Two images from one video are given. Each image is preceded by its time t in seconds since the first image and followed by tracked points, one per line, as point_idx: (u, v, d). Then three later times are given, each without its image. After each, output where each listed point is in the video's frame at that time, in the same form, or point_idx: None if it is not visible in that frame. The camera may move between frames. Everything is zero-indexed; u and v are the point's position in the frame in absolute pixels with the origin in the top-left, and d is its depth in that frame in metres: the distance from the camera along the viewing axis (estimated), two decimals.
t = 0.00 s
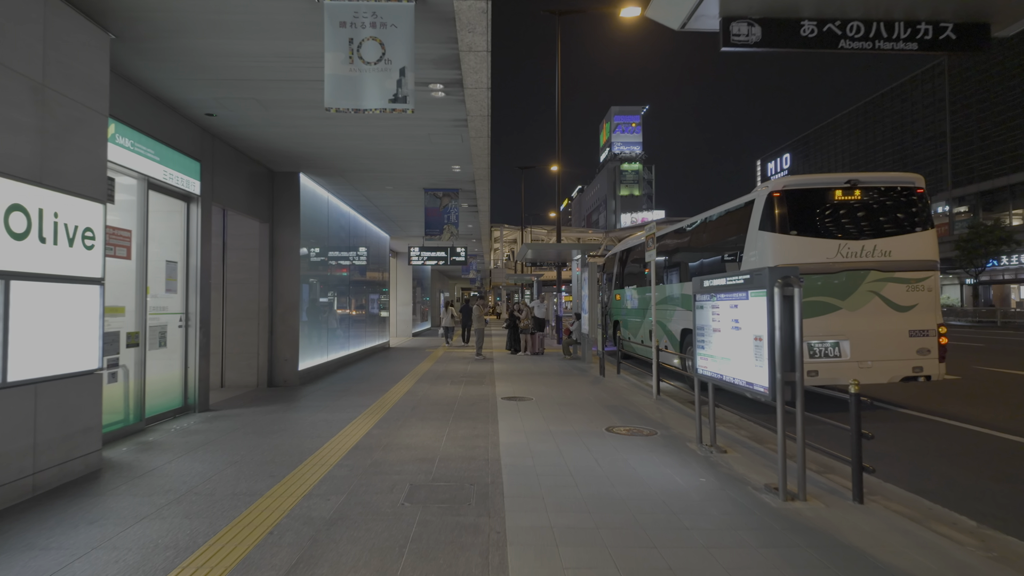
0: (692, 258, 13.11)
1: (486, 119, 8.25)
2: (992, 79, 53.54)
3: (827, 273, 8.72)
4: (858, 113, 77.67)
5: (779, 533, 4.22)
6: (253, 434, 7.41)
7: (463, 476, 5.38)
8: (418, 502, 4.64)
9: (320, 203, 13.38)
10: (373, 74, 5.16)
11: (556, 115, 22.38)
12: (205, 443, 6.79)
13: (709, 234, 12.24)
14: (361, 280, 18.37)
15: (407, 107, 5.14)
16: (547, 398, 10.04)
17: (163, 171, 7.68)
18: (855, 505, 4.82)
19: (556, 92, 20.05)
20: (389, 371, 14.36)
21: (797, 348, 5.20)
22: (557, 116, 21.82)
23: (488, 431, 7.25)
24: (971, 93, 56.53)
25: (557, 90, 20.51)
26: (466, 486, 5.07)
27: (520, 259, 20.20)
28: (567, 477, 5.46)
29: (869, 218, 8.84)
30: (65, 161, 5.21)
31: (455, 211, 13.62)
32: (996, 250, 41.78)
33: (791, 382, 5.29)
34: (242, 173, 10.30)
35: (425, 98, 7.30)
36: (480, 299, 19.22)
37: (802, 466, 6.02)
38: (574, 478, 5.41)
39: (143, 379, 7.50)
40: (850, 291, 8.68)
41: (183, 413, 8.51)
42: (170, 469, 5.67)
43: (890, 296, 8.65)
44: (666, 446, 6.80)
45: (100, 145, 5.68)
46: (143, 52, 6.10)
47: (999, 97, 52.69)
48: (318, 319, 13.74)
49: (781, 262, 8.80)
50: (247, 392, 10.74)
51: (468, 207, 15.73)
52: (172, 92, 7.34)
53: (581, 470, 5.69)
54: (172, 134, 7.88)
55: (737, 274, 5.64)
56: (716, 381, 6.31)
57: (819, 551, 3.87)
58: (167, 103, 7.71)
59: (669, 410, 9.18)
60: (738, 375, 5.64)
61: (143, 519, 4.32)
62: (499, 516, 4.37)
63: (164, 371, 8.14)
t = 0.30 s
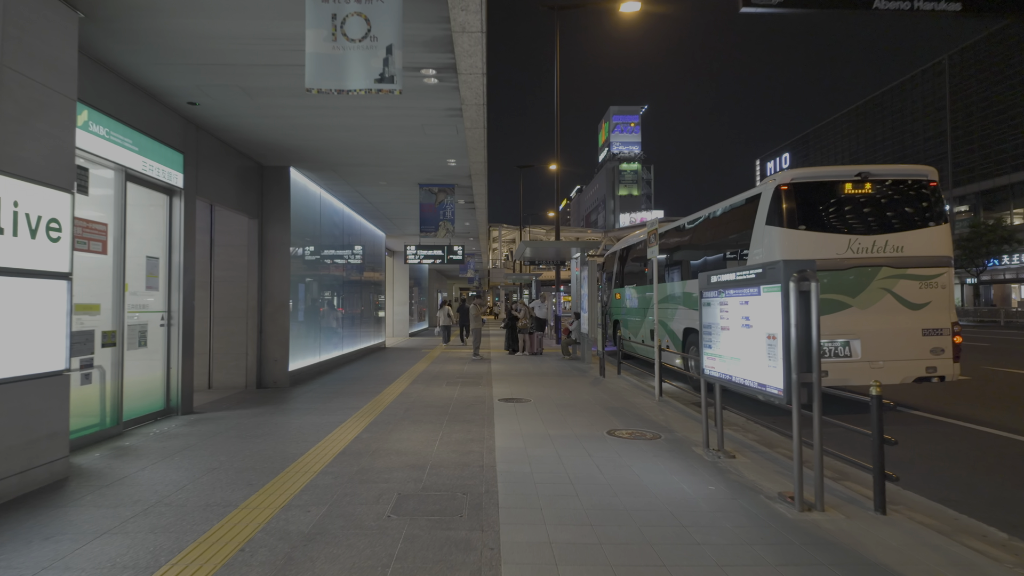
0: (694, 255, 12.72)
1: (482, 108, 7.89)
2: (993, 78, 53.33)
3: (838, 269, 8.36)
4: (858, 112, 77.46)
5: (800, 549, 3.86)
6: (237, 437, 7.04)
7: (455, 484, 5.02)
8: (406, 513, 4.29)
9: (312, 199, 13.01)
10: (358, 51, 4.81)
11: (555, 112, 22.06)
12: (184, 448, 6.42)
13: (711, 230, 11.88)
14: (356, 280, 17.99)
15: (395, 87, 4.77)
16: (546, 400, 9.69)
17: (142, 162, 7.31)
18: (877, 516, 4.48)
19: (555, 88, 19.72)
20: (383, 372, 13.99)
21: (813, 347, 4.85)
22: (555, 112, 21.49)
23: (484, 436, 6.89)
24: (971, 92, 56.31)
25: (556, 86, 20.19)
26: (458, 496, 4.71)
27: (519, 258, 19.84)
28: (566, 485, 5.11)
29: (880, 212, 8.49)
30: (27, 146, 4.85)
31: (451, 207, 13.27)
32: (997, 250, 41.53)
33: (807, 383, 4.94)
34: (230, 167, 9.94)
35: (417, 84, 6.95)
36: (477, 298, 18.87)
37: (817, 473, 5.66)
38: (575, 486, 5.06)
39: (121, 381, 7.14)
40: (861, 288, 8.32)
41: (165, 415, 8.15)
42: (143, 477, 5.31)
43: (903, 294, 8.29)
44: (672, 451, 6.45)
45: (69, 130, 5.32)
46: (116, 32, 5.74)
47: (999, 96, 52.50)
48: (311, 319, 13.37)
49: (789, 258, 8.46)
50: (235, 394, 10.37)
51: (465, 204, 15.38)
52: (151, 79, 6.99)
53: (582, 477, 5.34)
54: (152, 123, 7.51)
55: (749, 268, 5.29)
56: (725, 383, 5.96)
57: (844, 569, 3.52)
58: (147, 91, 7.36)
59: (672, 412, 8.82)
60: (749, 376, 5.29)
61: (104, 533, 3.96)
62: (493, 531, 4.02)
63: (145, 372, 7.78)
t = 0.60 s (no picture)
0: (697, 255, 12.29)
1: (480, 100, 7.50)
2: (993, 78, 53.07)
3: (853, 270, 7.93)
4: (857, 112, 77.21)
5: None
6: (220, 447, 6.63)
7: (450, 504, 4.63)
8: (395, 540, 3.90)
9: (305, 197, 12.60)
10: (343, 34, 4.43)
11: (554, 109, 21.67)
12: (161, 460, 6.00)
13: (716, 230, 11.46)
14: (352, 280, 17.60)
15: (384, 73, 4.41)
16: (546, 406, 9.29)
17: (119, 156, 6.89)
18: (911, 542, 4.10)
19: (554, 85, 19.34)
20: (378, 375, 13.59)
21: (840, 356, 4.45)
22: (554, 109, 21.10)
23: (481, 447, 6.50)
24: (972, 91, 56.08)
25: (554, 82, 19.80)
26: (453, 518, 4.32)
27: (517, 258, 19.44)
28: (570, 504, 4.72)
29: (896, 211, 8.10)
30: None
31: (447, 206, 12.87)
32: (999, 250, 41.25)
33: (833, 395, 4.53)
34: (217, 163, 9.53)
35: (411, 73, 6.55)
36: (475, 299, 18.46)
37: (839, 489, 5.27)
38: (579, 506, 4.67)
39: (96, 388, 6.74)
40: (877, 290, 7.91)
41: (145, 424, 7.74)
42: (111, 494, 4.91)
43: (920, 296, 7.88)
44: (681, 464, 6.06)
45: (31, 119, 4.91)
46: (86, 14, 5.34)
47: (999, 95, 52.27)
48: (304, 321, 12.97)
49: (800, 257, 8.09)
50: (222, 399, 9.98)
51: (462, 202, 14.98)
52: (127, 68, 6.58)
53: (587, 496, 4.94)
54: (130, 116, 7.09)
55: (767, 270, 4.91)
56: (738, 392, 5.57)
57: None
58: (124, 81, 6.94)
59: (679, 420, 8.44)
60: (767, 387, 4.90)
61: (57, 565, 3.55)
62: (491, 561, 3.62)
63: (123, 379, 7.38)
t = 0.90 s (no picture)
0: (703, 254, 11.89)
1: (480, 88, 7.11)
2: (997, 76, 52.71)
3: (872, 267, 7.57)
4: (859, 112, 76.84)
5: None
6: (204, 453, 6.23)
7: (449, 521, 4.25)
8: (388, 563, 3.52)
9: (300, 193, 12.21)
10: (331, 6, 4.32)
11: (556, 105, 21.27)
12: (140, 470, 5.61)
13: (722, 228, 11.05)
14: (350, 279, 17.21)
15: (376, 49, 4.38)
16: (550, 410, 8.90)
17: (98, 146, 6.50)
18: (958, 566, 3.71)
19: (555, 80, 18.95)
20: (375, 377, 13.20)
21: (875, 361, 4.06)
22: (556, 105, 20.70)
23: (482, 455, 6.11)
24: (975, 90, 55.69)
25: (556, 77, 19.41)
26: (451, 538, 3.94)
27: (518, 257, 19.05)
28: (580, 521, 4.33)
29: (917, 206, 7.70)
30: None
31: (447, 202, 12.47)
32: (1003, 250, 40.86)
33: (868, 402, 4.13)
34: (207, 157, 9.15)
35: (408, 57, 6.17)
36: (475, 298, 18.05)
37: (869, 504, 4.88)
38: (589, 523, 4.28)
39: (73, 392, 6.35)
40: (897, 288, 7.55)
41: (127, 430, 7.34)
42: (80, 509, 4.52)
43: (944, 296, 7.51)
44: (695, 474, 5.67)
45: None
46: None
47: (1002, 94, 51.91)
48: (299, 322, 12.58)
49: (816, 254, 7.72)
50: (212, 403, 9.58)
51: (462, 199, 14.59)
52: (106, 51, 6.19)
53: (597, 512, 4.56)
54: (110, 104, 6.71)
55: (792, 267, 4.53)
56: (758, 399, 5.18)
57: None
58: (104, 66, 6.55)
59: (689, 425, 8.04)
60: (793, 393, 4.52)
61: None
62: None
63: (103, 382, 6.98)
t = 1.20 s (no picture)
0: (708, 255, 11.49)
1: (480, 80, 6.74)
2: (998, 76, 52.44)
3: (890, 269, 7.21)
4: (859, 112, 76.56)
5: None
6: (187, 467, 5.86)
7: (446, 548, 3.90)
8: None
9: (294, 193, 11.85)
10: None
11: (556, 103, 20.93)
12: (115, 486, 5.23)
13: (728, 228, 10.67)
14: (348, 281, 16.86)
15: (365, 29, 4.18)
16: (552, 418, 8.54)
17: (74, 141, 6.13)
18: None
19: (556, 78, 18.61)
20: (372, 382, 12.84)
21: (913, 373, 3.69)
22: (556, 103, 20.36)
23: (482, 469, 5.75)
24: (977, 90, 55.38)
25: (557, 75, 19.05)
26: (448, 568, 3.58)
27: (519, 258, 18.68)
28: (589, 548, 3.98)
29: (937, 205, 7.34)
30: None
31: (445, 201, 12.09)
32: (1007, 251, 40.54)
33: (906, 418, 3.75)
34: (196, 154, 8.79)
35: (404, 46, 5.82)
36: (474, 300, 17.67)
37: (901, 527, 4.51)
38: (599, 551, 3.92)
39: (47, 403, 5.97)
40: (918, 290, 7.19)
41: (108, 440, 6.97)
42: (44, 533, 4.15)
43: (968, 300, 7.15)
44: (710, 491, 5.30)
45: None
46: None
47: (1005, 94, 51.62)
48: (295, 325, 12.21)
49: (832, 255, 7.35)
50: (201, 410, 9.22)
51: (461, 199, 14.23)
52: (82, 40, 5.82)
53: (607, 536, 4.20)
54: (87, 96, 6.35)
55: (818, 270, 4.17)
56: (777, 411, 4.81)
57: None
58: (82, 56, 6.19)
59: (698, 434, 7.69)
60: (820, 406, 4.15)
61: None
62: None
63: (82, 391, 6.61)
